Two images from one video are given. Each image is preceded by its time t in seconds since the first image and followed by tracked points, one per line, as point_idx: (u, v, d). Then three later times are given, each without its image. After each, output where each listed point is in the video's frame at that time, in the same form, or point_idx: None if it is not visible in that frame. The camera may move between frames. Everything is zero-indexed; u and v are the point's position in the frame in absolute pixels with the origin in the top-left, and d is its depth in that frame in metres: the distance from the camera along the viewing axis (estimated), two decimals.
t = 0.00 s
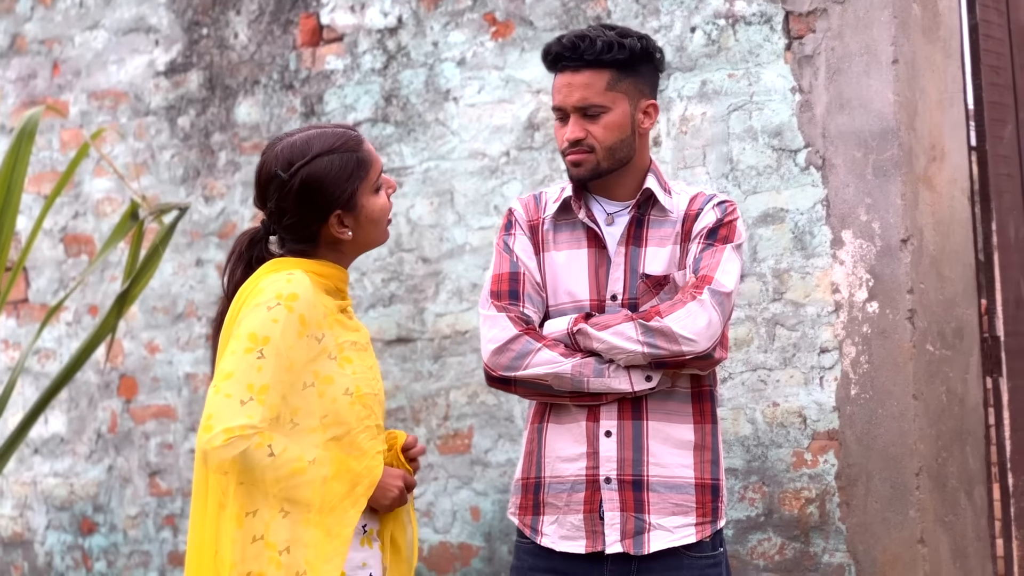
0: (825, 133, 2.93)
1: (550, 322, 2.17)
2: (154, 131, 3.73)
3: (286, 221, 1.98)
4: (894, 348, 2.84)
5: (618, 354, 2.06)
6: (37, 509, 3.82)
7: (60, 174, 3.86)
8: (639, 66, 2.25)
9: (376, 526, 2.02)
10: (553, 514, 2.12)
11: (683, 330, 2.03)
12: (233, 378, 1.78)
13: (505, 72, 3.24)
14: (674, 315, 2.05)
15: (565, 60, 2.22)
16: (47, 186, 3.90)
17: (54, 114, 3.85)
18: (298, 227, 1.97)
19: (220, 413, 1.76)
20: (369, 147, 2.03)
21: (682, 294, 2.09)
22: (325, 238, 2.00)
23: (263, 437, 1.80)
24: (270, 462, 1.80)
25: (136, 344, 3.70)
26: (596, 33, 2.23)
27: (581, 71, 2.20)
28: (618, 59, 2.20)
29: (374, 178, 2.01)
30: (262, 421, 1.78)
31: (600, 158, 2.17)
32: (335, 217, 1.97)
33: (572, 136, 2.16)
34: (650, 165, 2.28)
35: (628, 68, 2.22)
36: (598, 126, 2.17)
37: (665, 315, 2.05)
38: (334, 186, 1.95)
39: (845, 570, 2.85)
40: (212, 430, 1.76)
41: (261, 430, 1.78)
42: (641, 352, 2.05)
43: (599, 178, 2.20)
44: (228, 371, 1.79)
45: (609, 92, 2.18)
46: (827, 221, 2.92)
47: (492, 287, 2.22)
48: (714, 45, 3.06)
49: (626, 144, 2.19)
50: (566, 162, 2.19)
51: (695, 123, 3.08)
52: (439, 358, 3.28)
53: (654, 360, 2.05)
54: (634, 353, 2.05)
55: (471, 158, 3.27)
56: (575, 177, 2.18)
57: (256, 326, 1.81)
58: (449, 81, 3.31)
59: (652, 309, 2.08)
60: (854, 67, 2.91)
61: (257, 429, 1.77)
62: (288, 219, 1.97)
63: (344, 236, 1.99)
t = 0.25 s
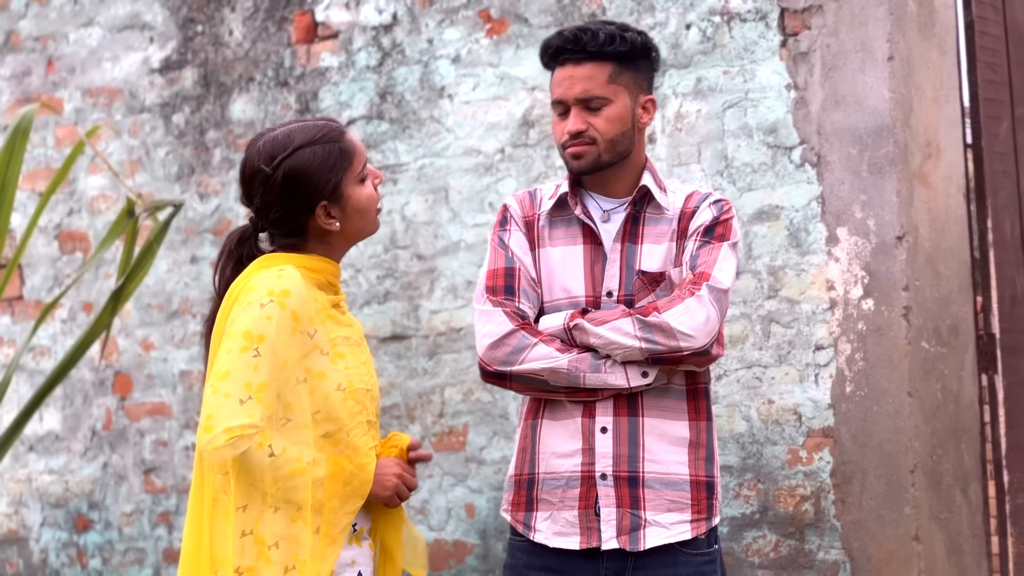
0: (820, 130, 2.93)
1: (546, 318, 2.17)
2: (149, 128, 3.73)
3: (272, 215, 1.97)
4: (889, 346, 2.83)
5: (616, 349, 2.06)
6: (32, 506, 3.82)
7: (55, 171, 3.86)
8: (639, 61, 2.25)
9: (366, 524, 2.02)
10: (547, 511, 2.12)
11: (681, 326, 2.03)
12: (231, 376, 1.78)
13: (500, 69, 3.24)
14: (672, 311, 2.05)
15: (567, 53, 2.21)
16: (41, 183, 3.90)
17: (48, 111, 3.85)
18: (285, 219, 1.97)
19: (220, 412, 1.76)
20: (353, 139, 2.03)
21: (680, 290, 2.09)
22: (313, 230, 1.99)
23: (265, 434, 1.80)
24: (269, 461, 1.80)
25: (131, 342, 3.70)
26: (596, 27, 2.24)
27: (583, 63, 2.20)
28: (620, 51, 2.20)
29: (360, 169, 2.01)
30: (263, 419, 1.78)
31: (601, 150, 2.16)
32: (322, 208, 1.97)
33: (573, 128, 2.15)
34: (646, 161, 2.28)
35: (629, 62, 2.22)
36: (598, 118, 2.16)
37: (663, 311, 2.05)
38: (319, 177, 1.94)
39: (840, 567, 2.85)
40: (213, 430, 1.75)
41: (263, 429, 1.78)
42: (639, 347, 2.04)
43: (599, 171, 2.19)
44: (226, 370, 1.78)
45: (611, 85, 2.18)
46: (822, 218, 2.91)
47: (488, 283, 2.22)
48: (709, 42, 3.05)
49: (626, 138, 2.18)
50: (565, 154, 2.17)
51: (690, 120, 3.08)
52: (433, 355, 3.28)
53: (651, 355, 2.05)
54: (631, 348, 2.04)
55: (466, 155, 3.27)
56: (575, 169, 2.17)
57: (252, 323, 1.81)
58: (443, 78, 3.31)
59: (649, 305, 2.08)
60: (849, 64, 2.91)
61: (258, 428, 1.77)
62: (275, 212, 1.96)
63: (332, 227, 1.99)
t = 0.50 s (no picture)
0: (817, 127, 2.93)
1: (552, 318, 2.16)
2: (145, 126, 3.73)
3: (272, 208, 1.97)
4: (886, 343, 2.84)
5: (624, 351, 2.06)
6: (28, 504, 3.81)
7: (51, 169, 3.85)
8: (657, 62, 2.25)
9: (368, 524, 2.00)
10: (555, 510, 2.10)
11: (691, 328, 2.05)
12: (238, 381, 1.78)
13: (497, 67, 3.24)
14: (682, 314, 2.06)
15: (592, 49, 2.18)
16: (38, 181, 3.89)
17: (45, 108, 3.84)
18: (285, 211, 1.97)
19: (228, 418, 1.77)
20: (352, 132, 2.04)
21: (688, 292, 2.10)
22: (313, 223, 1.99)
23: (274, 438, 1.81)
24: (277, 465, 1.80)
25: (128, 340, 3.69)
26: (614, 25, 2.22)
27: (610, 60, 2.17)
28: (645, 52, 2.19)
29: (358, 163, 2.01)
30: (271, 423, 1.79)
31: (621, 150, 2.16)
32: (321, 199, 1.96)
33: (595, 125, 2.14)
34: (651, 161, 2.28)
35: (650, 63, 2.22)
36: (620, 117, 2.16)
37: (673, 314, 2.06)
38: (317, 167, 1.95)
39: (837, 565, 2.85)
40: (223, 435, 1.76)
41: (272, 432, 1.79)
42: (649, 349, 2.05)
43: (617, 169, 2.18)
44: (232, 374, 1.79)
45: (633, 84, 2.17)
46: (819, 215, 2.92)
47: (491, 283, 2.20)
48: (706, 40, 3.06)
49: (644, 138, 2.18)
50: (585, 152, 2.16)
51: (688, 117, 3.08)
52: (430, 353, 3.28)
53: (661, 357, 2.06)
54: (641, 350, 2.05)
55: (463, 153, 3.27)
56: (594, 168, 2.16)
57: (259, 326, 1.81)
58: (441, 76, 3.31)
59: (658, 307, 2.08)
60: (846, 61, 2.91)
61: (266, 433, 1.78)
62: (276, 203, 1.96)
63: (331, 220, 1.98)
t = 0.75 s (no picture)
0: (814, 125, 2.93)
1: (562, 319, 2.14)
2: (142, 124, 3.72)
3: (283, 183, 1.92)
4: (882, 341, 2.84)
5: (638, 356, 2.05)
6: (24, 503, 3.81)
7: (47, 167, 3.85)
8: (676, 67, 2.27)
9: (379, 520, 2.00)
10: (563, 508, 2.09)
11: (706, 334, 2.05)
12: (276, 386, 1.76)
13: (494, 65, 3.24)
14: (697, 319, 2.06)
15: (638, 53, 2.15)
16: (34, 179, 3.89)
17: (41, 106, 3.84)
18: (296, 189, 1.91)
19: (272, 424, 1.74)
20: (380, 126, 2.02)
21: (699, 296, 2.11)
22: (322, 206, 1.92)
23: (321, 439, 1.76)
24: (326, 466, 1.74)
25: (124, 338, 3.69)
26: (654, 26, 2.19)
27: (653, 65, 2.15)
28: (680, 60, 2.20)
29: (378, 157, 1.95)
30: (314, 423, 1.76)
31: (659, 154, 2.15)
32: (332, 180, 1.90)
33: (639, 128, 2.11)
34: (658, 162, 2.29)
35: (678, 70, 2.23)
36: (662, 122, 2.15)
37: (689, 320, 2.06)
38: (336, 145, 1.90)
39: (833, 562, 2.86)
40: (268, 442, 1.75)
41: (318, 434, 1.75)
42: (662, 354, 2.04)
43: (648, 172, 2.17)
44: (271, 380, 1.76)
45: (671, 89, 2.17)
46: (815, 213, 2.92)
47: (499, 282, 2.16)
48: (702, 38, 3.06)
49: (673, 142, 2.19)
50: (624, 154, 2.13)
51: (684, 115, 3.08)
52: (427, 351, 3.28)
53: (673, 362, 2.06)
54: (655, 356, 2.04)
55: (460, 151, 3.27)
56: (632, 170, 2.14)
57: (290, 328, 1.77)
58: (437, 74, 3.31)
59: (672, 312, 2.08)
60: (842, 60, 2.92)
61: (310, 434, 1.74)
62: (285, 174, 1.91)
63: (339, 204, 1.91)
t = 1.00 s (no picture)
0: (809, 125, 2.93)
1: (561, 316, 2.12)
2: (138, 124, 3.72)
3: (301, 175, 1.81)
4: (878, 341, 2.84)
5: (639, 357, 2.04)
6: (19, 503, 3.81)
7: (43, 167, 3.85)
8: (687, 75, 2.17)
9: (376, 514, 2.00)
10: (555, 506, 2.08)
11: (709, 340, 2.05)
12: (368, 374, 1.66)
13: (490, 65, 3.24)
14: (701, 327, 2.06)
15: (647, 64, 2.04)
16: (29, 178, 3.89)
17: (37, 106, 3.84)
18: (315, 182, 1.80)
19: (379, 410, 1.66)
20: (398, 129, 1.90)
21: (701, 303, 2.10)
22: (340, 201, 1.80)
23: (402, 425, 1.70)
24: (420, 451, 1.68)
25: (120, 338, 3.69)
26: (665, 35, 2.09)
27: (662, 76, 2.05)
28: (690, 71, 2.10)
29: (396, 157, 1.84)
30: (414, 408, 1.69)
31: (661, 163, 2.06)
32: (352, 175, 1.79)
33: (642, 139, 2.03)
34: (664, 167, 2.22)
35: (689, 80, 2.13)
36: (668, 132, 2.06)
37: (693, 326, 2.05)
38: (357, 140, 1.79)
39: (829, 562, 2.86)
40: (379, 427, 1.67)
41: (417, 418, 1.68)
42: (664, 356, 2.04)
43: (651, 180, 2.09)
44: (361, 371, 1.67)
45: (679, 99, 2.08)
46: (811, 214, 2.92)
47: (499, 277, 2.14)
48: (699, 38, 3.06)
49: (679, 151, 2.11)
50: (626, 163, 2.05)
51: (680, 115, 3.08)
52: (423, 350, 3.28)
53: (673, 366, 2.05)
54: (657, 358, 2.04)
55: (456, 151, 3.27)
56: (634, 178, 2.06)
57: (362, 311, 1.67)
58: (433, 74, 3.31)
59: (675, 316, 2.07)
60: (838, 60, 2.92)
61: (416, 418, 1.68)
62: (305, 166, 1.79)
63: (358, 198, 1.79)
